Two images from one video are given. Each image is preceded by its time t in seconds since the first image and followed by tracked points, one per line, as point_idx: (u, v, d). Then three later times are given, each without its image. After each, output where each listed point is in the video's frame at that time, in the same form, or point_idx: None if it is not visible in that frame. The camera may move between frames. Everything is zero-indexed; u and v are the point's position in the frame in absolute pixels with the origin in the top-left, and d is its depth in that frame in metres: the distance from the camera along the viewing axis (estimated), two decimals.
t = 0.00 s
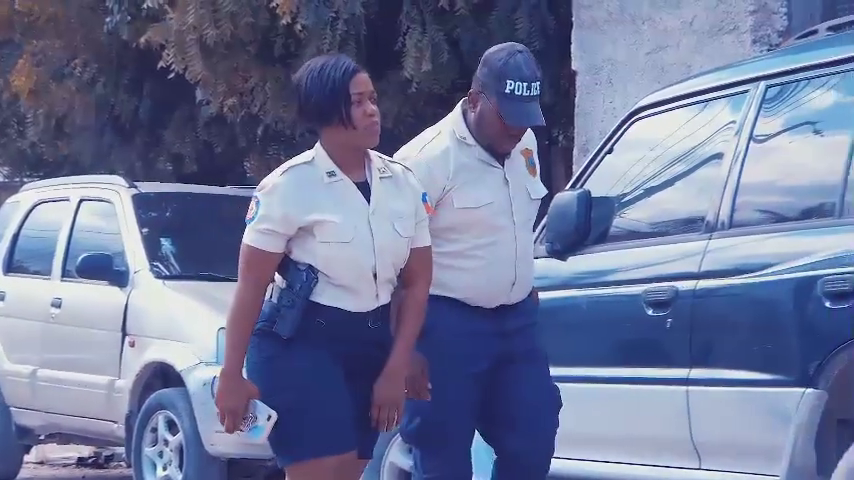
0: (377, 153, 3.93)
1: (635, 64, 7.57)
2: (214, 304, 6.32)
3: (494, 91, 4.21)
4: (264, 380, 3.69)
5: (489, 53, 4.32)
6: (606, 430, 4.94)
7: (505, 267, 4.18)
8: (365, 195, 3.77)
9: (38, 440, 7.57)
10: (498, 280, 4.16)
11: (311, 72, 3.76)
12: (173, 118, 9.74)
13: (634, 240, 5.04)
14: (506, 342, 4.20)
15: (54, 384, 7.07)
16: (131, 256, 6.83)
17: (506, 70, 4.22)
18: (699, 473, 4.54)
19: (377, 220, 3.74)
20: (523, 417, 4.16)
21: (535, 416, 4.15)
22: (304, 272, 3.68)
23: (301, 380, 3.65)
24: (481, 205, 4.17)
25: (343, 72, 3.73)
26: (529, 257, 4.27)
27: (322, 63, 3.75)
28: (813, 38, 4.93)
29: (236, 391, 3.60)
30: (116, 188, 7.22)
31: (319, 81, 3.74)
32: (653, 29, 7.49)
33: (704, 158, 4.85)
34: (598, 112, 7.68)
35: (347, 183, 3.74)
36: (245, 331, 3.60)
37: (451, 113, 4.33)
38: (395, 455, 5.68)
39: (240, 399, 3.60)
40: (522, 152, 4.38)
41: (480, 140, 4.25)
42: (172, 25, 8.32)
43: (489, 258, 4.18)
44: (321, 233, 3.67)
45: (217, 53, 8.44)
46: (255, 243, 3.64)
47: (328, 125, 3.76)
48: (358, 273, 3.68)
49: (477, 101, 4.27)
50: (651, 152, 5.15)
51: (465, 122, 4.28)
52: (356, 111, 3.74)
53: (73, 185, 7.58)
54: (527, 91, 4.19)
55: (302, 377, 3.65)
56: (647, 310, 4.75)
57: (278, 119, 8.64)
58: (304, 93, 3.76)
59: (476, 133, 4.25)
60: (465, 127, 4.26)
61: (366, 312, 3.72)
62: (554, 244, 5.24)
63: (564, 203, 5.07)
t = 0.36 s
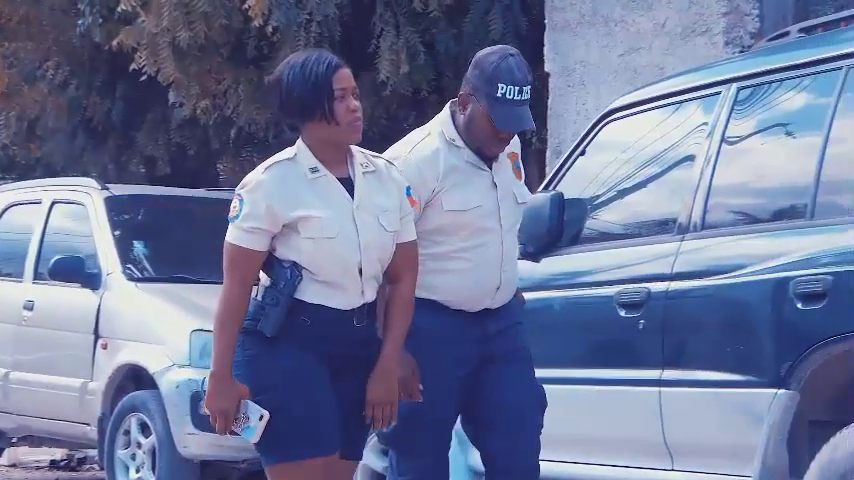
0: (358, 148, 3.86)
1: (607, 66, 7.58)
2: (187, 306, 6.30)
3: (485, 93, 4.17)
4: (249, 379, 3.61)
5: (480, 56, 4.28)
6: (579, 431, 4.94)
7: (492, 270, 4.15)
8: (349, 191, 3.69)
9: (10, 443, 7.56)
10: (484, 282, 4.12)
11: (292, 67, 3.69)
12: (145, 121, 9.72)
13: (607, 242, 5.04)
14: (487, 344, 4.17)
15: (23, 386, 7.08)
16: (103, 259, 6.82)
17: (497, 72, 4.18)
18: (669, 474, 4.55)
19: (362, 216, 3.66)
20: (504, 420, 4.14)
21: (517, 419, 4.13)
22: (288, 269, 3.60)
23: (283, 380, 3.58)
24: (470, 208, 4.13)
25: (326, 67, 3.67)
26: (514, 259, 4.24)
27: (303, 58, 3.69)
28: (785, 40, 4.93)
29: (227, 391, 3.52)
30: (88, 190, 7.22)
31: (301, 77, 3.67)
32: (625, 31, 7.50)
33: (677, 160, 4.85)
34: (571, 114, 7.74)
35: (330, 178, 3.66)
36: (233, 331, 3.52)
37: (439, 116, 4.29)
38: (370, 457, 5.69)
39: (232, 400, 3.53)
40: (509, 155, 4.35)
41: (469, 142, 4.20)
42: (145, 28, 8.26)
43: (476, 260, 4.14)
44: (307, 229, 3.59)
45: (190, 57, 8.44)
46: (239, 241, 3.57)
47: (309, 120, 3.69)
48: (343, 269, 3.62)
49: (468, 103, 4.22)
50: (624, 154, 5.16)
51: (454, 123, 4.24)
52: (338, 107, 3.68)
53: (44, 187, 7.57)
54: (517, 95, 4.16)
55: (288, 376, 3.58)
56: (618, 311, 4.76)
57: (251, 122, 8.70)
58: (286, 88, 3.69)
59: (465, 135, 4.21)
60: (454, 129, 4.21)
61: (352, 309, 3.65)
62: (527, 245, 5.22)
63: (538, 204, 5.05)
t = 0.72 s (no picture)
0: (346, 146, 3.80)
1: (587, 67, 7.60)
2: (167, 308, 6.30)
3: (482, 98, 4.14)
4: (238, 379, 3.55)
5: (479, 58, 4.25)
6: (560, 432, 4.95)
7: (484, 273, 4.14)
8: (337, 189, 3.63)
9: None
10: (474, 288, 4.11)
11: (280, 63, 3.62)
12: (126, 123, 9.71)
13: (588, 243, 5.05)
14: (476, 348, 4.17)
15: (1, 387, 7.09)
16: (84, 259, 6.81)
17: (495, 77, 4.15)
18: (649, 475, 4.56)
19: (352, 214, 3.61)
20: (493, 425, 4.14)
21: (505, 424, 4.13)
22: (277, 269, 3.55)
23: (276, 381, 3.53)
24: (464, 212, 4.11)
25: (316, 64, 3.60)
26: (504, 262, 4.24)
27: (292, 55, 3.62)
28: (765, 42, 4.94)
29: (223, 391, 3.46)
30: (68, 191, 7.22)
31: (290, 73, 3.60)
32: (606, 33, 7.52)
33: (657, 161, 4.86)
34: (551, 116, 7.78)
35: (317, 176, 3.60)
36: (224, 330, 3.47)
37: (435, 117, 4.27)
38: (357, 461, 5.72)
39: (229, 399, 3.46)
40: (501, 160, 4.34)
41: (463, 145, 4.18)
42: (126, 27, 8.32)
43: (470, 263, 4.13)
44: (296, 227, 3.53)
45: (171, 58, 8.48)
46: (227, 240, 3.51)
47: (298, 118, 3.62)
48: (332, 269, 3.56)
49: (464, 106, 4.19)
50: (605, 155, 5.15)
51: (449, 125, 4.21)
52: (327, 104, 3.62)
53: (25, 188, 7.57)
54: (515, 101, 4.13)
55: (279, 378, 3.53)
56: (599, 312, 4.76)
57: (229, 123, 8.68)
58: (274, 84, 3.62)
59: (460, 138, 4.18)
60: (449, 131, 4.19)
61: (342, 309, 3.59)
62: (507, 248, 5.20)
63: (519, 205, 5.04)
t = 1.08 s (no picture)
0: (334, 146, 3.76)
1: (570, 69, 7.62)
2: (148, 309, 6.30)
3: (483, 104, 4.07)
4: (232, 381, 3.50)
5: (481, 65, 4.17)
6: (543, 434, 4.94)
7: (479, 278, 4.07)
8: (329, 189, 3.59)
9: None
10: (468, 294, 4.05)
11: (270, 62, 3.58)
12: (107, 124, 9.71)
13: (569, 244, 5.05)
14: (469, 354, 4.10)
15: None
16: (65, 260, 6.80)
17: (497, 83, 4.08)
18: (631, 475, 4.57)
19: (343, 215, 3.57)
20: (485, 433, 4.08)
21: (498, 433, 4.07)
22: (267, 269, 3.51)
23: (268, 381, 3.48)
24: (462, 218, 4.04)
25: (307, 62, 3.57)
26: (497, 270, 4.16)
27: (283, 53, 3.58)
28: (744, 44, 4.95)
29: (222, 391, 3.42)
30: (50, 193, 7.21)
31: (281, 72, 3.56)
32: (588, 34, 7.53)
33: (640, 162, 4.86)
34: (535, 116, 7.82)
35: (309, 177, 3.56)
36: (219, 331, 3.43)
37: (433, 120, 4.19)
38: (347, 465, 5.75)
39: (228, 399, 3.42)
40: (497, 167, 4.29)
41: (461, 151, 4.11)
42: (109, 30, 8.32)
43: (465, 268, 4.06)
44: (287, 228, 3.49)
45: (152, 59, 8.49)
46: (216, 241, 3.46)
47: (289, 117, 3.59)
48: (324, 269, 3.53)
49: (464, 111, 4.12)
50: (586, 157, 5.15)
51: (448, 129, 4.14)
52: (318, 103, 3.58)
53: (7, 190, 7.56)
54: (516, 109, 4.07)
55: (273, 378, 3.49)
56: (581, 314, 4.77)
57: (211, 124, 8.66)
58: (264, 83, 3.58)
59: (459, 143, 4.11)
60: (448, 136, 4.12)
61: (333, 309, 3.56)
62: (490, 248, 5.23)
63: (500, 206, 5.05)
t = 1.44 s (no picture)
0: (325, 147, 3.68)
1: (554, 70, 7.64)
2: (131, 310, 6.30)
3: (485, 110, 3.98)
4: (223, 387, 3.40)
5: (486, 70, 4.08)
6: (527, 435, 4.93)
7: (474, 285, 4.01)
8: (321, 191, 3.51)
9: None
10: (462, 302, 3.98)
11: (263, 63, 3.49)
12: (90, 126, 9.71)
13: (554, 245, 5.05)
14: (461, 360, 4.05)
15: None
16: (48, 263, 6.79)
17: (500, 89, 3.98)
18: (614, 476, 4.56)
19: (336, 216, 3.50)
20: (479, 438, 4.05)
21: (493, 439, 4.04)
22: (258, 271, 3.42)
23: (260, 383, 3.39)
24: (459, 223, 3.96)
25: (301, 63, 3.48)
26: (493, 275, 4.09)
27: (276, 54, 3.49)
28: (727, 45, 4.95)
29: (222, 390, 3.33)
30: (32, 194, 7.22)
31: (275, 73, 3.47)
32: (571, 35, 7.53)
33: (624, 163, 4.86)
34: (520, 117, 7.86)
35: (301, 178, 3.48)
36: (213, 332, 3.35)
37: (436, 124, 4.11)
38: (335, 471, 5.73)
39: (229, 397, 3.33)
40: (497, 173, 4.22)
41: (463, 157, 4.04)
42: (92, 31, 8.32)
43: (460, 273, 3.99)
44: (280, 229, 3.40)
45: (136, 61, 8.49)
46: (207, 243, 3.38)
47: (283, 117, 3.50)
48: (316, 271, 3.44)
49: (466, 117, 4.04)
50: (569, 158, 5.15)
51: (450, 134, 4.07)
52: (312, 104, 3.49)
53: None
54: (519, 116, 3.97)
55: (267, 379, 3.39)
56: (566, 315, 4.76)
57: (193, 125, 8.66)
58: (257, 83, 3.49)
59: (460, 149, 4.04)
60: (449, 140, 4.05)
61: (324, 310, 3.48)
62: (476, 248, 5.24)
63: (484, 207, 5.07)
